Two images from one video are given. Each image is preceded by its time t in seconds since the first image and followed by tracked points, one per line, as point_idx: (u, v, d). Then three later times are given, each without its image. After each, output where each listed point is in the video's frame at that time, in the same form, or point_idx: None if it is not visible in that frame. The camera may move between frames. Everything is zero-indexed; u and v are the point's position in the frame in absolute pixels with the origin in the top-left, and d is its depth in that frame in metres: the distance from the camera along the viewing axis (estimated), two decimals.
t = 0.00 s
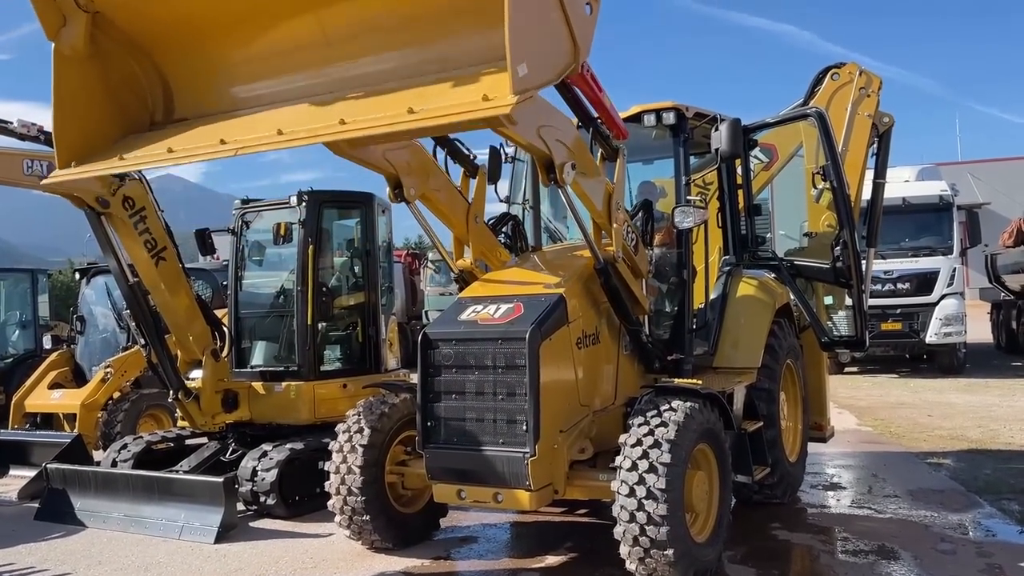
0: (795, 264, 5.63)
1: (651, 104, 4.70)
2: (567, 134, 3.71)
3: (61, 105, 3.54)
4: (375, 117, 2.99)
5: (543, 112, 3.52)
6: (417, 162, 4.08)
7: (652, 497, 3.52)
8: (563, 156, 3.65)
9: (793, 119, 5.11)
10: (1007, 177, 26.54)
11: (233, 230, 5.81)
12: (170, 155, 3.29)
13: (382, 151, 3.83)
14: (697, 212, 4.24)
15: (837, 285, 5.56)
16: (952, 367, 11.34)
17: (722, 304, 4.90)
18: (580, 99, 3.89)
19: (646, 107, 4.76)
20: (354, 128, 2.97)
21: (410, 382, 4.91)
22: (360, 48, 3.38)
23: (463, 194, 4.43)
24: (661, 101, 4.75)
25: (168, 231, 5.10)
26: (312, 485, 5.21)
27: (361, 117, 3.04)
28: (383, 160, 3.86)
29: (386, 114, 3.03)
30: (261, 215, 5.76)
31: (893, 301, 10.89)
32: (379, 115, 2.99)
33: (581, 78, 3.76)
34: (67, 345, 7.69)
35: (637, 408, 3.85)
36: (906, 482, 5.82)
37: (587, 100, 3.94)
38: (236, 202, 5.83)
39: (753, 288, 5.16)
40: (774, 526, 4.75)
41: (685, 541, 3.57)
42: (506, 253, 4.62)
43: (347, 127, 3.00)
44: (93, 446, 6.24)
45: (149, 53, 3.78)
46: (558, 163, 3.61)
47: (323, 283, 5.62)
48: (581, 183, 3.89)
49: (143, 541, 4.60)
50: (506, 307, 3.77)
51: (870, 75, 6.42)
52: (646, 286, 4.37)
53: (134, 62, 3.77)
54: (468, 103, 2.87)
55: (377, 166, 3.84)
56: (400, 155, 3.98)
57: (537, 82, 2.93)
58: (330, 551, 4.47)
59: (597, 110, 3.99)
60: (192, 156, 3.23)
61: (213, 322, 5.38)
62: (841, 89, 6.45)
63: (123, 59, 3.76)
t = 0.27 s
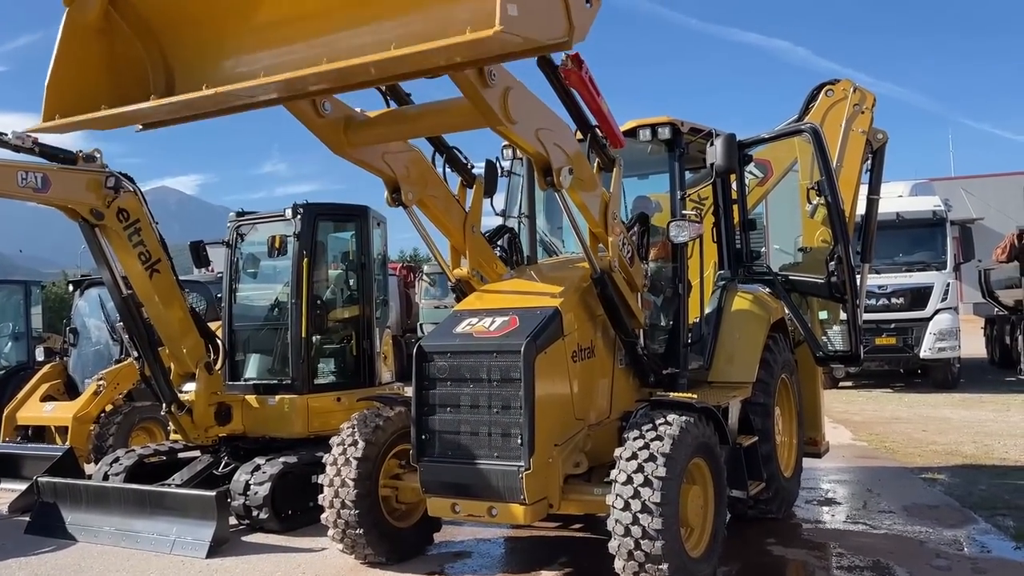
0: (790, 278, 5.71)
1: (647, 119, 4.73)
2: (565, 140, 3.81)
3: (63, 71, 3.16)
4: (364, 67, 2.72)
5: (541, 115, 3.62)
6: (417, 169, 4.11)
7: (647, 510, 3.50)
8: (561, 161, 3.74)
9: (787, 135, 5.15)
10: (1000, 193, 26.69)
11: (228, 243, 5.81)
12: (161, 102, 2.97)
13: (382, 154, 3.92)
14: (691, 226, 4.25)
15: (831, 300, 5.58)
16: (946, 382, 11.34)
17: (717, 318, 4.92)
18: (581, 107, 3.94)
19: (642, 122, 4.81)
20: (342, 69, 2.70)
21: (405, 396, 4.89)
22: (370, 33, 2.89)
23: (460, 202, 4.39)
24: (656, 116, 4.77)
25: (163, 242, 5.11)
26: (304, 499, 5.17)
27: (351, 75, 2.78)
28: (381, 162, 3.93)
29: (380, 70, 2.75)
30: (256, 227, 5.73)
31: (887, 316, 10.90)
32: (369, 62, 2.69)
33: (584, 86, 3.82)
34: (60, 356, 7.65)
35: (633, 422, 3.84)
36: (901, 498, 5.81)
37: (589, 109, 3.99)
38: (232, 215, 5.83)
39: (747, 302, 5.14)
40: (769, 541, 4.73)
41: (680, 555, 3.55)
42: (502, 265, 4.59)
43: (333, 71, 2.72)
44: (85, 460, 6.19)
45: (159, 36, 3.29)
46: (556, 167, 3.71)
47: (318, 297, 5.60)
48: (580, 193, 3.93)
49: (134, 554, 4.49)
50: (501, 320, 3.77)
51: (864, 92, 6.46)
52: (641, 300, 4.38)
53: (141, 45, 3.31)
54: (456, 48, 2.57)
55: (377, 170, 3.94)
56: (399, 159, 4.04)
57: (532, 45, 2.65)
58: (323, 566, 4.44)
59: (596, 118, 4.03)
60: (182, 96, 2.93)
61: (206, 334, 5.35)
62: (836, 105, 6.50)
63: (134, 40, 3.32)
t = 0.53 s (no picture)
0: (783, 298, 5.70)
1: (640, 139, 4.76)
2: (561, 158, 3.84)
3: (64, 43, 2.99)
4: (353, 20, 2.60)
5: (537, 131, 3.64)
6: (413, 184, 4.12)
7: (640, 530, 3.49)
8: (556, 177, 3.76)
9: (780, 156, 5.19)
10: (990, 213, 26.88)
11: (221, 259, 5.79)
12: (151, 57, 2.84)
13: (379, 168, 3.93)
14: (685, 245, 4.27)
15: (823, 319, 5.59)
16: (938, 402, 11.37)
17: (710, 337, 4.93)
18: (577, 123, 3.98)
19: (635, 143, 4.87)
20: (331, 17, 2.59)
21: (398, 413, 4.88)
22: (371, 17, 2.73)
23: (455, 219, 4.40)
24: (650, 136, 4.81)
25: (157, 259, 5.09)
26: (296, 517, 5.13)
27: (340, 30, 2.65)
28: (377, 176, 3.93)
29: (371, 21, 2.62)
30: (250, 244, 5.73)
31: (879, 335, 10.94)
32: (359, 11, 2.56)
33: (581, 103, 3.86)
34: (51, 372, 7.61)
35: (626, 441, 3.84)
36: (894, 517, 5.81)
37: (585, 127, 4.03)
38: (226, 231, 5.83)
39: (741, 321, 5.14)
40: (763, 561, 4.72)
41: None
42: (497, 282, 4.60)
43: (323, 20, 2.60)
44: (75, 477, 6.15)
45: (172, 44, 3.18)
46: (551, 182, 3.72)
47: (311, 313, 5.60)
48: (576, 211, 3.95)
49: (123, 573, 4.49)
50: (495, 338, 3.77)
51: (855, 113, 6.53)
52: (635, 318, 4.39)
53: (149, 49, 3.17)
54: None
55: (374, 184, 3.92)
56: (396, 174, 4.05)
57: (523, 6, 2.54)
58: None
59: (593, 137, 4.10)
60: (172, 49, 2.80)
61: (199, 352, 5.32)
62: (827, 127, 6.56)
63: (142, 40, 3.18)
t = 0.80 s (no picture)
0: (774, 321, 5.73)
1: (632, 163, 4.79)
2: (554, 180, 3.86)
3: (66, 40, 2.89)
4: None
5: (530, 155, 3.66)
6: (407, 207, 4.13)
7: (632, 555, 3.48)
8: (548, 201, 3.78)
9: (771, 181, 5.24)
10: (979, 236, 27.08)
11: (214, 279, 5.79)
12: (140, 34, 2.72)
13: (371, 191, 3.92)
14: (677, 268, 4.29)
15: (814, 343, 5.63)
16: (928, 424, 11.40)
17: (702, 359, 4.95)
18: (571, 146, 4.01)
19: (628, 167, 4.91)
20: None
21: (389, 436, 4.87)
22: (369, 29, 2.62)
23: (448, 240, 4.42)
24: (642, 160, 4.84)
25: (149, 279, 5.07)
26: (286, 539, 5.10)
27: (328, 9, 2.51)
28: (371, 199, 3.92)
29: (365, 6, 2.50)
30: (243, 264, 5.73)
31: (870, 357, 10.99)
32: None
33: (576, 126, 3.90)
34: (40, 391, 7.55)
35: (618, 465, 3.84)
36: (885, 541, 5.81)
37: (579, 150, 4.06)
38: (219, 251, 5.83)
39: (732, 344, 5.17)
40: None
41: None
42: (489, 304, 4.62)
43: None
44: (62, 498, 6.08)
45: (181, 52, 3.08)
46: (543, 206, 3.75)
47: (303, 334, 5.59)
48: (568, 235, 3.96)
49: None
50: (487, 360, 3.78)
51: (845, 138, 6.60)
52: (627, 341, 4.40)
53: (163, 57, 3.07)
54: None
55: (367, 207, 3.92)
56: (389, 198, 4.05)
57: None
58: None
59: (586, 160, 4.11)
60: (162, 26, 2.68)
61: (191, 372, 5.30)
62: (817, 151, 6.63)
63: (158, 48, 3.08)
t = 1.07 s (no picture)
0: (763, 346, 5.75)
1: (623, 190, 4.83)
2: (546, 206, 3.89)
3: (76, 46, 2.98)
4: None
5: (522, 181, 3.69)
6: (399, 231, 4.14)
7: None
8: (540, 227, 3.81)
9: (760, 208, 5.29)
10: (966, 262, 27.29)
11: (204, 301, 5.79)
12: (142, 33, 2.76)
13: (364, 215, 3.93)
14: (667, 294, 4.32)
15: (804, 368, 5.64)
16: (917, 449, 11.41)
17: (692, 385, 4.96)
18: (563, 172, 4.04)
19: (619, 193, 4.94)
20: None
21: (379, 460, 4.84)
22: (362, 46, 2.64)
23: (440, 264, 4.44)
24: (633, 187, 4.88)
25: (140, 301, 5.07)
26: (273, 565, 5.04)
27: (325, 11, 2.54)
28: (364, 223, 3.93)
29: (358, 12, 2.53)
30: (233, 287, 5.73)
31: (859, 382, 11.02)
32: None
33: (568, 151, 3.93)
34: (27, 414, 7.49)
35: (608, 490, 3.84)
36: (876, 568, 5.79)
37: (571, 176, 4.10)
38: (211, 274, 5.84)
39: (722, 369, 5.19)
40: None
41: None
42: (481, 328, 4.62)
43: None
44: (48, 522, 6.02)
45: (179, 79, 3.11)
46: (535, 232, 3.77)
47: (293, 357, 5.58)
48: (559, 260, 3.99)
49: None
50: (478, 385, 3.78)
51: (833, 166, 6.68)
52: (618, 366, 4.42)
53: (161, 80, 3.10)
54: None
55: (360, 231, 3.93)
56: (382, 221, 4.07)
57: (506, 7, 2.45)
58: None
59: (577, 185, 4.15)
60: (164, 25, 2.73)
61: (179, 395, 5.27)
62: (806, 179, 6.71)
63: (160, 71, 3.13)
